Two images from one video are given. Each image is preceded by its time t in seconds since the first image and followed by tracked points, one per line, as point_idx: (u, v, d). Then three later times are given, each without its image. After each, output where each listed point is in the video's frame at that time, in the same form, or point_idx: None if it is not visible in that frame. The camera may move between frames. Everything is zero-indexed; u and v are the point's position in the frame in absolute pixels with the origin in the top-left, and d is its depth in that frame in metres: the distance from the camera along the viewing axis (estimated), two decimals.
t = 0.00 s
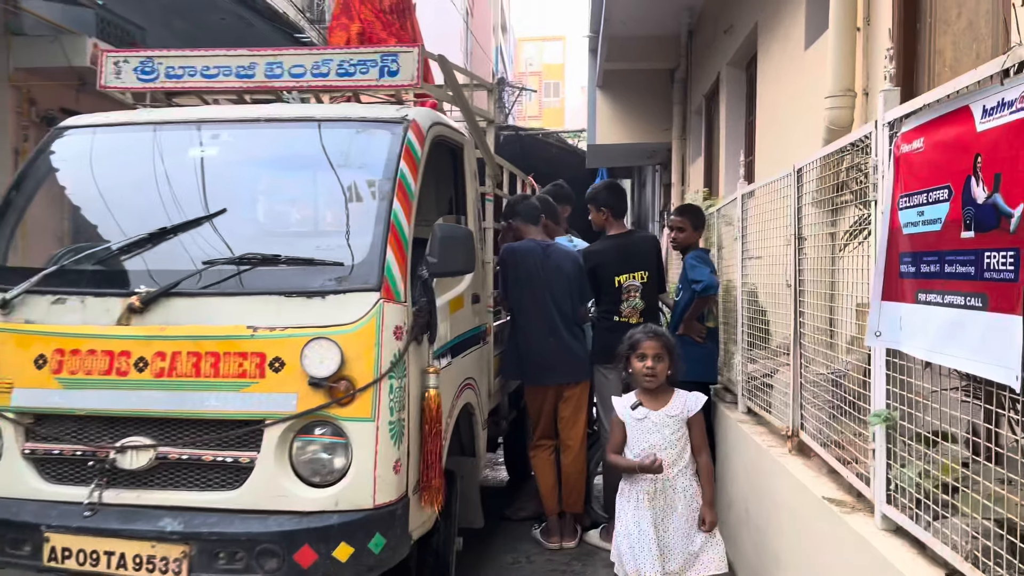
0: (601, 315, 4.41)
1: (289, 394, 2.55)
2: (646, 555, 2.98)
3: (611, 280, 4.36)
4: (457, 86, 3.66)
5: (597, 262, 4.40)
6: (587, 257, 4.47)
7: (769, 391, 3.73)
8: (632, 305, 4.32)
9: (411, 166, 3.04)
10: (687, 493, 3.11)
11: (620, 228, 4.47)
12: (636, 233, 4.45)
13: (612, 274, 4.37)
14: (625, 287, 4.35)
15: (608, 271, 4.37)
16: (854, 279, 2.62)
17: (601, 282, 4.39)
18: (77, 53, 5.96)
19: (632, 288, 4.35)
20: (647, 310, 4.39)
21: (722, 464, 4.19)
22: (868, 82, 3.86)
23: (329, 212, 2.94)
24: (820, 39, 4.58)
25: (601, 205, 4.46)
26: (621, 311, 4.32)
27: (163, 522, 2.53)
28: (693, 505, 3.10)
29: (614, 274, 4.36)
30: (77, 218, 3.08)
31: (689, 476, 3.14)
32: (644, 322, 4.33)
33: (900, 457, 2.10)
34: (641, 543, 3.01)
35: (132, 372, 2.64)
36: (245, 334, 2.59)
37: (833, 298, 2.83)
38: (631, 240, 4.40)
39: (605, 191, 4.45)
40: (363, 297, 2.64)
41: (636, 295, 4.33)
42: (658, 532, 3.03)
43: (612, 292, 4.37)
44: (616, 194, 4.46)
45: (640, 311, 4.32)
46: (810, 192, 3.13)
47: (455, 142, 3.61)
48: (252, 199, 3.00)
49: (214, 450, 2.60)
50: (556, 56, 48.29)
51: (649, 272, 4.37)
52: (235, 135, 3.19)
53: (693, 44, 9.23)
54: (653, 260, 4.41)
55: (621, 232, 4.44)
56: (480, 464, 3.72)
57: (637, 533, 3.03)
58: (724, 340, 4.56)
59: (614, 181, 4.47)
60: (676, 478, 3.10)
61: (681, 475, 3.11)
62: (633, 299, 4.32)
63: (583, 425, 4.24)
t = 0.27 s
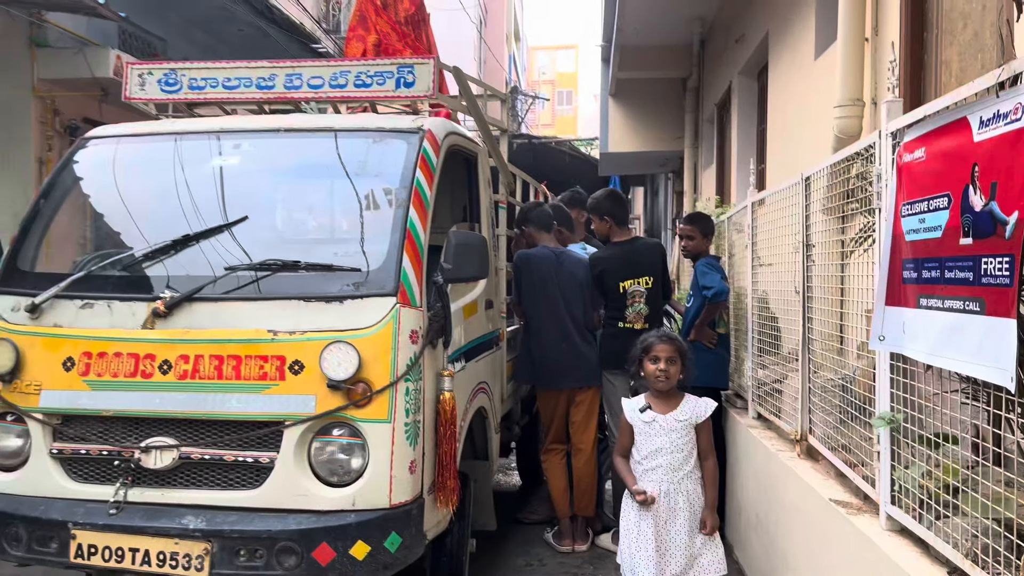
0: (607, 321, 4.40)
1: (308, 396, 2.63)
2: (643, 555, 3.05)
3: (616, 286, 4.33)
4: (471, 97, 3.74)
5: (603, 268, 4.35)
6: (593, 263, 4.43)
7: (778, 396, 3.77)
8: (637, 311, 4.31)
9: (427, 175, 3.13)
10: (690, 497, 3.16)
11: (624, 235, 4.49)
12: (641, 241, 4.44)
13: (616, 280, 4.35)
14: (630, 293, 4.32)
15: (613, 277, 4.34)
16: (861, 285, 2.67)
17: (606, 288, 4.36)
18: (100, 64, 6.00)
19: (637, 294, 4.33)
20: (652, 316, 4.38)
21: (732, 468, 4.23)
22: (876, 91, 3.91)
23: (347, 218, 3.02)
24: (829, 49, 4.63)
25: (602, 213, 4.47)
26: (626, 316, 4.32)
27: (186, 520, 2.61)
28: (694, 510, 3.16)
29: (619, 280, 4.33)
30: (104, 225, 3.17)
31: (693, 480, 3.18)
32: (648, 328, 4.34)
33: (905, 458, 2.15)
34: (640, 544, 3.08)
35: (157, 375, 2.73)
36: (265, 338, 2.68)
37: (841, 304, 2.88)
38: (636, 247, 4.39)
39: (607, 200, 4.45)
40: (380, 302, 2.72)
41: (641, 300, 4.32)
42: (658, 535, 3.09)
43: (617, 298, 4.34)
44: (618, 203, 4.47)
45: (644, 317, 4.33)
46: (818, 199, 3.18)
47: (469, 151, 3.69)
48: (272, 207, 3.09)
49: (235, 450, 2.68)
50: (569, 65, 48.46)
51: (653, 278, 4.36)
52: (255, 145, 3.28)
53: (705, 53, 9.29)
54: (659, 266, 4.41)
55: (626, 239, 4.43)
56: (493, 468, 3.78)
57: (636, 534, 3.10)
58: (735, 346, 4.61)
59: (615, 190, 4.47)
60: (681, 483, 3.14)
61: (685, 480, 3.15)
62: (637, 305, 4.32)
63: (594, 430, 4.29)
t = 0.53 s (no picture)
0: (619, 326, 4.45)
1: (328, 396, 2.68)
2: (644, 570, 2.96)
3: (627, 290, 4.38)
4: (488, 103, 3.78)
5: (614, 272, 4.42)
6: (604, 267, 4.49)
7: (793, 400, 3.77)
8: (649, 314, 4.35)
9: (444, 178, 3.17)
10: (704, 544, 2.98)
11: (636, 240, 4.52)
12: (652, 246, 4.47)
13: (628, 284, 4.39)
14: (642, 297, 4.36)
15: (624, 281, 4.40)
16: (877, 287, 2.68)
17: (618, 292, 4.41)
18: (124, 73, 6.03)
19: (649, 297, 4.36)
20: (664, 320, 4.40)
21: (747, 473, 4.23)
22: (892, 96, 3.92)
23: (366, 221, 3.07)
24: (845, 55, 4.64)
25: (612, 219, 4.50)
26: (638, 320, 4.36)
27: (207, 517, 2.65)
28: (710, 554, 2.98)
29: (630, 284, 4.38)
30: (128, 228, 3.23)
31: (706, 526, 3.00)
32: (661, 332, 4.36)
33: (920, 458, 2.15)
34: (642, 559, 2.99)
35: (180, 374, 2.78)
36: (286, 339, 2.73)
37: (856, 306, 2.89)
38: (647, 251, 4.42)
39: (616, 206, 4.50)
40: (398, 303, 2.77)
41: (652, 304, 4.35)
42: None
43: (628, 301, 4.38)
44: (626, 209, 4.49)
45: (657, 321, 4.36)
46: (834, 203, 3.19)
47: (485, 156, 3.73)
48: (292, 211, 3.14)
49: (256, 449, 2.73)
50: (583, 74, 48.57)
51: (665, 281, 4.39)
52: (276, 149, 3.34)
53: (720, 60, 9.30)
54: (670, 269, 4.43)
55: (637, 244, 4.47)
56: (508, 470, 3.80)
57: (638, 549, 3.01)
58: (750, 351, 4.61)
59: (624, 196, 4.50)
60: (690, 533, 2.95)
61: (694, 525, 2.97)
62: (649, 309, 4.35)
63: (609, 434, 4.30)
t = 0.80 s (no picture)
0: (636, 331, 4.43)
1: (344, 397, 2.69)
2: None
3: (642, 295, 4.38)
4: (504, 107, 3.80)
5: (630, 277, 4.42)
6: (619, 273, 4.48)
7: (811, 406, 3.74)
8: (665, 320, 4.34)
9: (461, 181, 3.19)
10: None
11: (652, 245, 4.52)
12: (667, 251, 4.48)
13: (644, 289, 4.39)
14: (657, 302, 4.36)
15: (640, 286, 4.39)
16: (895, 289, 2.65)
17: (634, 298, 4.41)
18: (145, 81, 6.08)
19: (665, 302, 4.36)
20: (681, 325, 4.39)
21: (764, 480, 4.19)
22: (910, 100, 3.90)
23: (383, 223, 3.09)
24: (862, 60, 4.62)
25: (627, 224, 4.50)
26: (654, 325, 4.35)
27: (224, 517, 2.67)
28: None
29: (645, 289, 4.38)
30: (148, 231, 3.27)
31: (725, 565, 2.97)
32: (677, 336, 4.36)
33: (939, 460, 2.14)
34: None
35: (198, 375, 2.81)
36: (303, 339, 2.75)
37: (874, 309, 2.87)
38: (663, 256, 4.42)
39: (630, 212, 4.50)
40: (414, 304, 2.79)
41: (669, 309, 4.35)
42: None
43: (644, 307, 4.39)
44: (641, 214, 4.50)
45: (673, 326, 4.35)
46: (852, 206, 3.17)
47: (502, 160, 3.75)
48: (310, 213, 3.17)
49: (273, 449, 2.74)
50: (599, 84, 48.66)
51: (681, 286, 4.39)
52: (294, 153, 3.38)
53: (737, 68, 9.29)
54: (686, 274, 4.42)
55: (653, 249, 4.47)
56: (524, 474, 3.79)
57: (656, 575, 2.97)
58: (767, 357, 4.59)
59: (639, 201, 4.51)
60: (709, 573, 2.91)
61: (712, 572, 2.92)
62: (665, 313, 4.34)
63: (625, 439, 4.30)
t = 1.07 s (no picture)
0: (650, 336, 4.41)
1: (358, 399, 2.70)
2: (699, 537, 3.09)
3: (657, 299, 4.35)
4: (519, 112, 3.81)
5: (644, 281, 4.39)
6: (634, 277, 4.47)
7: (827, 412, 3.70)
8: (680, 325, 4.30)
9: (475, 185, 3.21)
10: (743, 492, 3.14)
11: (666, 250, 4.50)
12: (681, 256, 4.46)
13: (659, 293, 4.36)
14: (673, 307, 4.32)
15: (655, 290, 4.37)
16: (912, 293, 2.63)
17: (648, 302, 4.39)
18: (163, 86, 6.19)
19: (681, 308, 4.30)
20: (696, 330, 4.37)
21: (780, 488, 4.15)
22: (927, 105, 3.87)
23: (398, 226, 3.10)
24: (879, 64, 4.60)
25: (641, 230, 4.48)
26: (669, 331, 4.33)
27: (238, 518, 2.68)
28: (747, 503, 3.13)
29: (660, 293, 4.35)
30: (165, 234, 3.30)
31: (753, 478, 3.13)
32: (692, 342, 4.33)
33: (957, 465, 2.11)
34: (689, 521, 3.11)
35: (213, 376, 2.82)
36: (317, 341, 2.76)
37: (891, 313, 2.84)
38: (678, 261, 4.39)
39: (645, 217, 4.46)
40: (427, 307, 2.80)
41: (684, 314, 4.29)
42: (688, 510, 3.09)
43: (660, 311, 4.36)
44: (656, 220, 4.45)
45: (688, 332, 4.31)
46: (868, 209, 3.15)
47: (516, 165, 3.76)
48: (324, 216, 3.19)
49: (286, 451, 2.75)
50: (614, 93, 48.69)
51: (697, 290, 4.33)
52: (309, 157, 3.41)
53: (752, 75, 9.26)
54: (702, 279, 4.37)
55: (667, 254, 4.46)
56: (537, 479, 3.77)
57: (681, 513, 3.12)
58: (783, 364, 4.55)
59: (654, 207, 4.47)
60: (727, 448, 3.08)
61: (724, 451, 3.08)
62: (681, 319, 4.29)
63: (639, 445, 4.23)
